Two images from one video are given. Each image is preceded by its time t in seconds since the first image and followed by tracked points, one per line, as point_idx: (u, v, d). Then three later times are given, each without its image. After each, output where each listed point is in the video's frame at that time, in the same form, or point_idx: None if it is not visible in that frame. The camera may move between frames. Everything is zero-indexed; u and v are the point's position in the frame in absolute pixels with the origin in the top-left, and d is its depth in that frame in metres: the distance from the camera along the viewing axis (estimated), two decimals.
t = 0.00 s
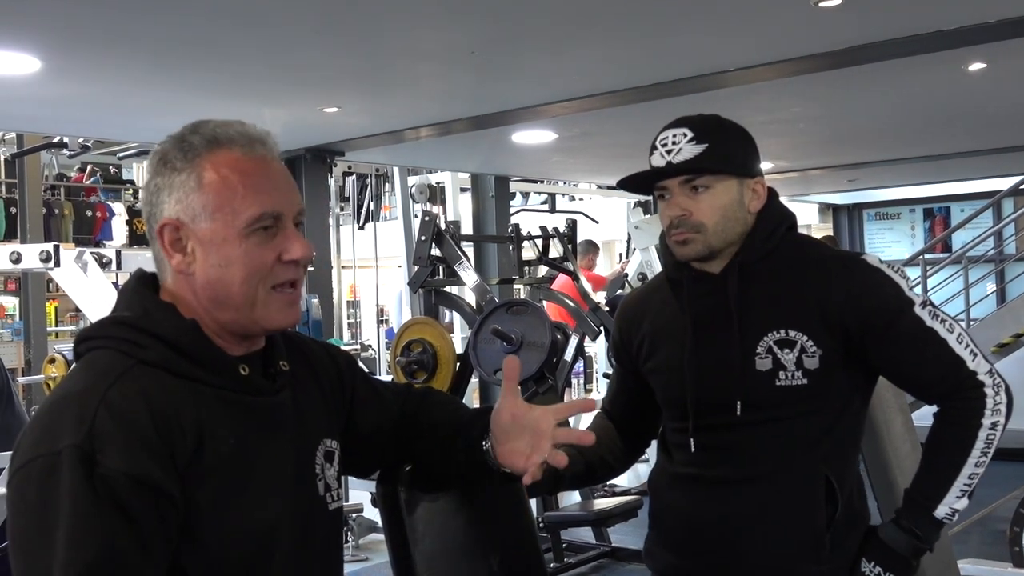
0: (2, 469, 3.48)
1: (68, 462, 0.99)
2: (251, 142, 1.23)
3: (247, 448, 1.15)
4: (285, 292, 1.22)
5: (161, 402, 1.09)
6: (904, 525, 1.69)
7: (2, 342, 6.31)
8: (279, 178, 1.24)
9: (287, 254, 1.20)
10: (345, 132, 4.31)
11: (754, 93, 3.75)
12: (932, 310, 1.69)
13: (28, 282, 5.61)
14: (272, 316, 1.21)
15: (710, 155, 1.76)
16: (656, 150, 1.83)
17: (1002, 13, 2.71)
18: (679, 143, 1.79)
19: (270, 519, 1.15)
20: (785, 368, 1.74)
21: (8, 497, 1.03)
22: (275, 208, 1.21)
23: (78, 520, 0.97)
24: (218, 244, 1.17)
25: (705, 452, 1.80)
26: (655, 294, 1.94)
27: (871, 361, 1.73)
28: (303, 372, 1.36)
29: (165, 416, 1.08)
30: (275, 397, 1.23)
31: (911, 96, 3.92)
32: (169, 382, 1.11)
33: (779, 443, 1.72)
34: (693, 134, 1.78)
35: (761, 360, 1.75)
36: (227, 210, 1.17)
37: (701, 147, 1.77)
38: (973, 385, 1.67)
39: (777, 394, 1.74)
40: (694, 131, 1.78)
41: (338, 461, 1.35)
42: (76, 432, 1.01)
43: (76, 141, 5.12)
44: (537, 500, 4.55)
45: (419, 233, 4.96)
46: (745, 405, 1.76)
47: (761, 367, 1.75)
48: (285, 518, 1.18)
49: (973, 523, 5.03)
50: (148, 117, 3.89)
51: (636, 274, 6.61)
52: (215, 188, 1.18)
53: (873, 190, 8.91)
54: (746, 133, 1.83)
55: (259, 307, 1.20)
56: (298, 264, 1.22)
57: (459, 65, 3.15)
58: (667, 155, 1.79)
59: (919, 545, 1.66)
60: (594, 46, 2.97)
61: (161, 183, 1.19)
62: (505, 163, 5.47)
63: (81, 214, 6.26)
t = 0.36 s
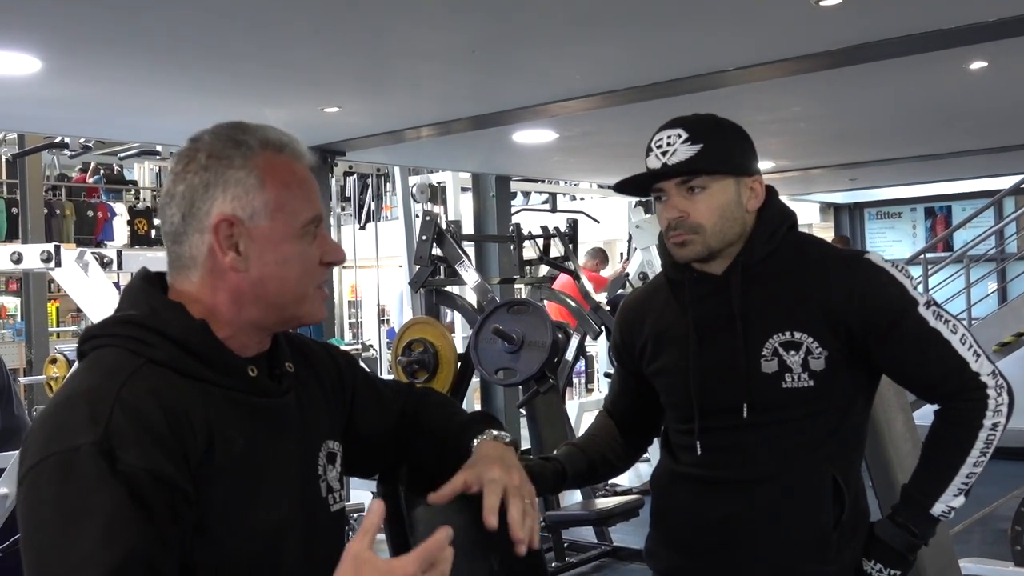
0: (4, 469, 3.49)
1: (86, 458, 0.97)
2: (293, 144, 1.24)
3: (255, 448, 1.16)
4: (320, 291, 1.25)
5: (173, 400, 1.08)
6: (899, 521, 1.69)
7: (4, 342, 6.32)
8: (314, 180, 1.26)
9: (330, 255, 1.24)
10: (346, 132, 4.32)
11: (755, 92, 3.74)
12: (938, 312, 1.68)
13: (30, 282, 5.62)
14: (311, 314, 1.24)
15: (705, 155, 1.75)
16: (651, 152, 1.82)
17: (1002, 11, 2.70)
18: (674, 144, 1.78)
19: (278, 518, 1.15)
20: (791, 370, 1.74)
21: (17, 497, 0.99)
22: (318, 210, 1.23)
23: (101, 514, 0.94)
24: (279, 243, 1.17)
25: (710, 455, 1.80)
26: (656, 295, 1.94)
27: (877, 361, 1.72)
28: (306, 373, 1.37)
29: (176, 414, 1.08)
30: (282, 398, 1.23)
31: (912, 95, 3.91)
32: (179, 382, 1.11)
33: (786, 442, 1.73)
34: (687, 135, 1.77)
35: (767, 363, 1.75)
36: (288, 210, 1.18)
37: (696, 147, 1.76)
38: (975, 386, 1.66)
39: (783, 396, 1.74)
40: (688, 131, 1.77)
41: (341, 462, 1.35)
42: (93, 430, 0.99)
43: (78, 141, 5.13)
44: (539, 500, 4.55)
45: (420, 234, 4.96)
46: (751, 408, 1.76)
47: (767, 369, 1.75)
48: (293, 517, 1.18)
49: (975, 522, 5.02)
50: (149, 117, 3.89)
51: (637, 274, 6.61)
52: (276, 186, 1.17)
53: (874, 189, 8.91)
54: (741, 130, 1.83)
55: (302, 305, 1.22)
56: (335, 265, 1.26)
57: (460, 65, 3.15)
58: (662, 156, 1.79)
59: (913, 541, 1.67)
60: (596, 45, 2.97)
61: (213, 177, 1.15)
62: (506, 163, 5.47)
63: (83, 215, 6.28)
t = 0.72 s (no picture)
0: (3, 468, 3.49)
1: (102, 454, 0.96)
2: (310, 147, 1.25)
3: (264, 448, 1.16)
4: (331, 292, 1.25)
5: (186, 399, 1.08)
6: (897, 524, 1.69)
7: (4, 341, 6.32)
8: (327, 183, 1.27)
9: (344, 257, 1.25)
10: (346, 131, 4.32)
11: (755, 92, 3.75)
12: (936, 313, 1.67)
13: (30, 281, 5.62)
14: (323, 314, 1.24)
15: (698, 159, 1.75)
16: (649, 151, 1.82)
17: (1002, 11, 2.70)
18: (669, 145, 1.78)
19: (284, 518, 1.15)
20: (790, 371, 1.74)
21: (24, 492, 0.97)
22: (332, 212, 1.24)
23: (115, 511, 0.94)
24: (295, 242, 1.18)
25: (709, 456, 1.80)
26: (655, 293, 1.93)
27: (876, 362, 1.72)
28: (309, 374, 1.36)
29: (189, 412, 1.08)
30: (288, 398, 1.23)
31: (912, 95, 3.91)
32: (192, 380, 1.10)
33: (787, 442, 1.73)
34: (683, 137, 1.77)
35: (766, 364, 1.75)
36: (305, 211, 1.19)
37: (690, 150, 1.76)
38: (974, 387, 1.66)
39: (782, 398, 1.74)
40: (684, 133, 1.77)
41: (341, 462, 1.35)
42: (107, 427, 0.99)
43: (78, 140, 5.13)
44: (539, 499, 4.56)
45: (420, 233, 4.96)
46: (751, 408, 1.76)
47: (766, 371, 1.75)
48: (297, 517, 1.18)
49: (975, 522, 5.02)
50: (149, 116, 3.89)
51: (637, 273, 6.61)
52: (293, 186, 1.18)
53: (874, 189, 8.91)
54: (742, 132, 1.82)
55: (315, 306, 1.22)
56: (347, 267, 1.26)
57: (460, 64, 3.15)
58: (658, 156, 1.79)
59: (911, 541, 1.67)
60: (596, 44, 2.97)
61: (232, 175, 1.16)
62: (506, 162, 5.47)
63: (83, 213, 6.29)
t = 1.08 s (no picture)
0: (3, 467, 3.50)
1: (91, 456, 0.97)
2: (307, 147, 1.25)
3: (260, 448, 1.16)
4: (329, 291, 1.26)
5: (180, 400, 1.08)
6: (899, 512, 1.69)
7: (5, 340, 6.32)
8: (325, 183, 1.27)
9: (341, 257, 1.25)
10: (346, 130, 4.32)
11: (755, 91, 3.74)
12: (932, 301, 1.68)
13: (31, 280, 5.64)
14: (320, 314, 1.24)
15: (695, 162, 1.74)
16: (643, 154, 1.82)
17: (1003, 11, 2.70)
18: (665, 148, 1.77)
19: (280, 518, 1.15)
20: (787, 365, 1.74)
21: (17, 490, 0.98)
22: (329, 210, 1.24)
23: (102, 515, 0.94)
24: (292, 243, 1.18)
25: (707, 452, 1.80)
26: (652, 293, 1.93)
27: (874, 354, 1.72)
28: (308, 373, 1.37)
29: (183, 413, 1.08)
30: (286, 397, 1.23)
31: (912, 94, 3.91)
32: (188, 380, 1.10)
33: (785, 439, 1.73)
34: (679, 139, 1.76)
35: (762, 358, 1.75)
36: (303, 210, 1.19)
37: (687, 152, 1.75)
38: (973, 373, 1.66)
39: (779, 392, 1.74)
40: (680, 135, 1.76)
41: (341, 460, 1.35)
42: (98, 428, 0.99)
43: (79, 140, 5.13)
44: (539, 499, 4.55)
45: (420, 232, 4.96)
46: (748, 404, 1.76)
47: (763, 365, 1.75)
48: (294, 516, 1.17)
49: (975, 522, 5.02)
50: (149, 115, 3.89)
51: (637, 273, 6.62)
52: (290, 186, 1.18)
53: (875, 188, 8.91)
54: (737, 131, 1.81)
55: (312, 305, 1.22)
56: (345, 266, 1.26)
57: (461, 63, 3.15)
58: (654, 160, 1.78)
59: (912, 530, 1.67)
60: (596, 44, 2.96)
61: (229, 177, 1.15)
62: (506, 161, 5.46)
63: (84, 213, 6.32)
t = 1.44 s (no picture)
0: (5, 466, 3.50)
1: (90, 456, 0.97)
2: (306, 147, 1.25)
3: (260, 447, 1.16)
4: (328, 291, 1.26)
5: (179, 400, 1.08)
6: (895, 507, 1.70)
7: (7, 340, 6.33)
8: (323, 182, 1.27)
9: (340, 256, 1.25)
10: (346, 130, 4.31)
11: (756, 90, 3.74)
12: (929, 297, 1.68)
13: (32, 280, 5.65)
14: (320, 314, 1.24)
15: (692, 164, 1.76)
16: (641, 157, 1.83)
17: (1005, 9, 2.70)
18: (662, 151, 1.79)
19: (278, 518, 1.15)
20: (785, 364, 1.74)
21: (17, 488, 0.99)
22: (328, 208, 1.24)
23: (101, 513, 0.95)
24: (290, 243, 1.18)
25: (706, 450, 1.80)
26: (650, 292, 1.93)
27: (874, 350, 1.72)
28: (307, 372, 1.37)
29: (183, 411, 1.08)
30: (286, 396, 1.23)
31: (914, 93, 3.91)
32: (187, 380, 1.10)
33: (782, 440, 1.72)
34: (676, 142, 1.78)
35: (760, 357, 1.75)
36: (301, 210, 1.19)
37: (684, 155, 1.76)
38: (972, 367, 1.66)
39: (777, 390, 1.74)
40: (676, 138, 1.78)
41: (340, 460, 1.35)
42: (97, 427, 0.99)
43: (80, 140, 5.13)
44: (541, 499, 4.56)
45: (421, 232, 4.95)
46: (745, 403, 1.76)
47: (761, 364, 1.75)
48: (293, 516, 1.17)
49: (976, 521, 5.02)
50: (150, 115, 3.90)
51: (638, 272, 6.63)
52: (289, 185, 1.18)
53: (877, 188, 8.90)
54: (732, 131, 1.82)
55: (310, 305, 1.22)
56: (344, 265, 1.27)
57: (461, 63, 3.15)
58: (652, 163, 1.80)
59: (909, 524, 1.68)
60: (596, 43, 2.97)
61: (227, 176, 1.16)
62: (507, 161, 5.46)
63: (85, 213, 6.34)
